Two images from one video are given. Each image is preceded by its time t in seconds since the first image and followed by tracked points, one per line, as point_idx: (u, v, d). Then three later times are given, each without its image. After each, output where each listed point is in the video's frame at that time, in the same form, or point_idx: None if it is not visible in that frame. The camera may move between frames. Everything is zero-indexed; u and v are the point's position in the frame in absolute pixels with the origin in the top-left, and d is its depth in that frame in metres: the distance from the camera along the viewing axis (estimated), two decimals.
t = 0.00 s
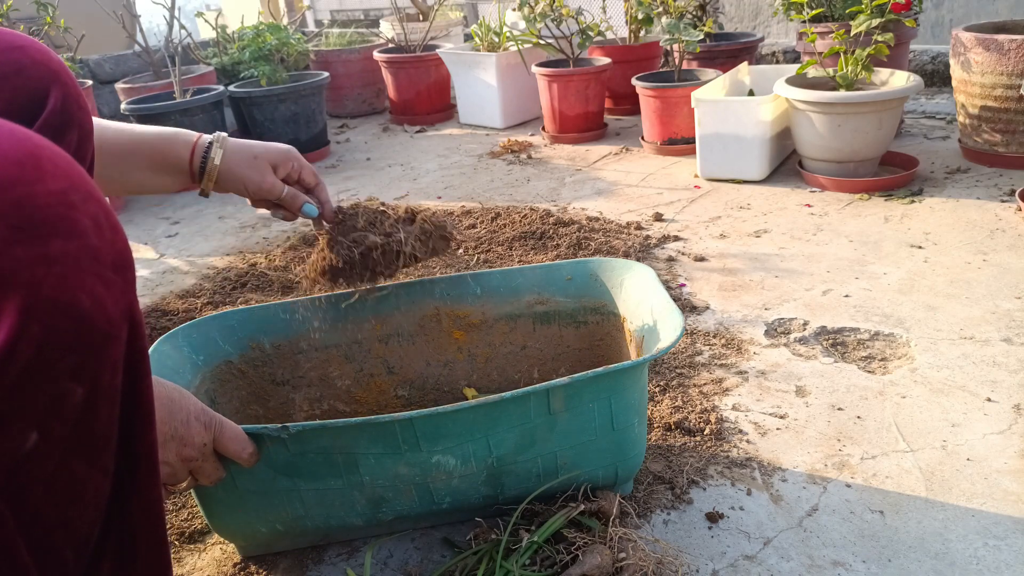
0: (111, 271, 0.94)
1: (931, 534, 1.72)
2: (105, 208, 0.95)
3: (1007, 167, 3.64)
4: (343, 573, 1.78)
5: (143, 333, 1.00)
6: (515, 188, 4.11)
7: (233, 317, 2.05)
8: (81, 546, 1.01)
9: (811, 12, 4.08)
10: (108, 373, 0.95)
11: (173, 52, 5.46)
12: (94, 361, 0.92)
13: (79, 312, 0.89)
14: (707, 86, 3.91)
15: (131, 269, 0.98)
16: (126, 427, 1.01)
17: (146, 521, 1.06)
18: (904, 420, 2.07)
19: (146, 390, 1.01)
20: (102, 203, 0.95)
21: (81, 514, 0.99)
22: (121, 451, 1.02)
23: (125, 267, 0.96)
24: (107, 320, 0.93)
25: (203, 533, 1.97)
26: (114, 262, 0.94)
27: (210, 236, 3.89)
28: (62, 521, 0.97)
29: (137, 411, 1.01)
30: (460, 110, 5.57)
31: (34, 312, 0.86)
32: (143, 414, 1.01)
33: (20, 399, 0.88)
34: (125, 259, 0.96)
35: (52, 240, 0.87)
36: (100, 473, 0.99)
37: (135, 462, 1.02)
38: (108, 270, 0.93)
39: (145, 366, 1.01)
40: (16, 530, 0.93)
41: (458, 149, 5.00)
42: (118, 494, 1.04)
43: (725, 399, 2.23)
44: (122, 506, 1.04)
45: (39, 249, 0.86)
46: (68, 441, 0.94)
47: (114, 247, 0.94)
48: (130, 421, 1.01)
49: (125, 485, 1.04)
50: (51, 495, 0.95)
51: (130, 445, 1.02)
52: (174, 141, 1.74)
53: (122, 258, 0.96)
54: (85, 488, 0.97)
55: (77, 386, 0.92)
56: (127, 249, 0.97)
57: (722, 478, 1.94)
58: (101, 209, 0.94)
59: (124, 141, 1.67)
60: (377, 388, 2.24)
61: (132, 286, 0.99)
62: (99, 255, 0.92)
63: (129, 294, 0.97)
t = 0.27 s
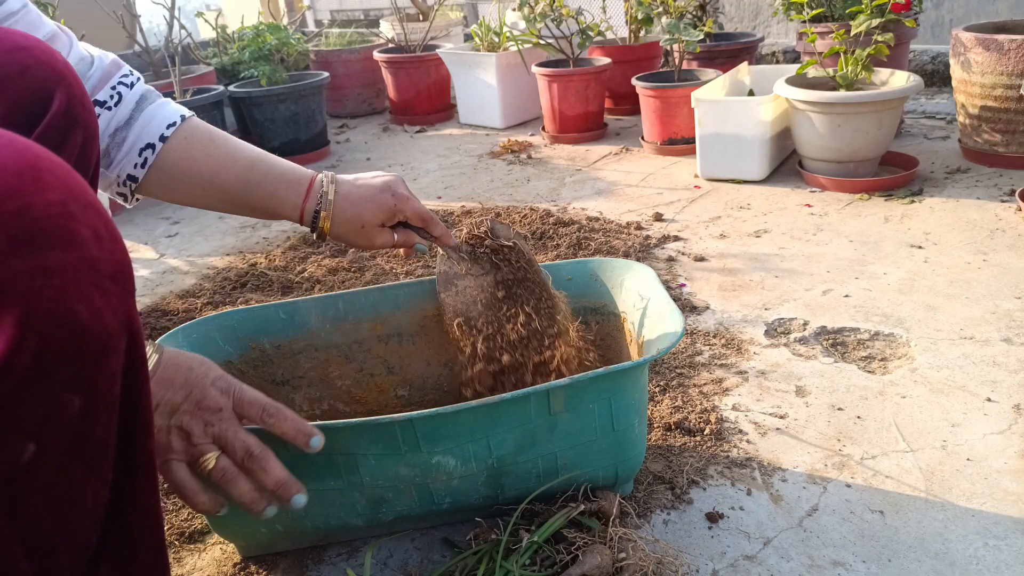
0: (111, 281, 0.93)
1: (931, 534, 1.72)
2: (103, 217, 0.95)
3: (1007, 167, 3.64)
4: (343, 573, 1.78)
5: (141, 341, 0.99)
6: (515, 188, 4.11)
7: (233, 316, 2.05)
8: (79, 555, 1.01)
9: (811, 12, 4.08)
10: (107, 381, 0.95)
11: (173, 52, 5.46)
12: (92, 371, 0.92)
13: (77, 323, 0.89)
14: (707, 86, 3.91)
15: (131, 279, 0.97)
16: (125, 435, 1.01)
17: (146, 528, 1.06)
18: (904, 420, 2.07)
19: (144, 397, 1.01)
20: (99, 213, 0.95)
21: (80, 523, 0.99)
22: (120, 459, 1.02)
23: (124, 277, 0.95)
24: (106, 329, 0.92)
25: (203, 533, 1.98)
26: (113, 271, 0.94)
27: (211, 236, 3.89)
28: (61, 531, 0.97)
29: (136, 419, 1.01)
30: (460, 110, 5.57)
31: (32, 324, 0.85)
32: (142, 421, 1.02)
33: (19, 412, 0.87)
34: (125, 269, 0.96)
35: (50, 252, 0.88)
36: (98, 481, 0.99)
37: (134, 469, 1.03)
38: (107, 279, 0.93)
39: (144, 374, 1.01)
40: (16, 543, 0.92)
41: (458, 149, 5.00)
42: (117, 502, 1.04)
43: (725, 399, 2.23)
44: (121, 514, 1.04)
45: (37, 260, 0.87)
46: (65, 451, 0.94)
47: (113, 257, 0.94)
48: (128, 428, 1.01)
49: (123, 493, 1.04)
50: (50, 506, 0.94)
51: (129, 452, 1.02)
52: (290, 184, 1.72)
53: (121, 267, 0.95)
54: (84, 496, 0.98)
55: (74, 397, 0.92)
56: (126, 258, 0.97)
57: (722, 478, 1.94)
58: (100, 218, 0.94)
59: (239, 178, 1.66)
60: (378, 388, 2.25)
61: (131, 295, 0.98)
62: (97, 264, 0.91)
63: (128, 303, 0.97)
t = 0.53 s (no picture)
0: (127, 281, 1.00)
1: (932, 534, 1.72)
2: (125, 221, 1.00)
3: (1007, 167, 3.64)
4: (343, 573, 1.78)
5: (155, 345, 1.06)
6: (515, 188, 4.11)
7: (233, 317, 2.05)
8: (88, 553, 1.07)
9: (811, 12, 4.08)
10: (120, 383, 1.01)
11: (173, 52, 5.46)
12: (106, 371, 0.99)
13: (93, 323, 0.96)
14: (707, 86, 3.91)
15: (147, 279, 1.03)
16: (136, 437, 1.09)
17: (152, 530, 1.12)
18: (904, 420, 2.07)
19: (154, 401, 1.08)
20: (121, 217, 1.00)
21: (91, 520, 1.05)
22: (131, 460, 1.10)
23: (141, 278, 1.01)
24: (121, 330, 0.99)
25: (203, 534, 1.98)
26: (129, 271, 0.99)
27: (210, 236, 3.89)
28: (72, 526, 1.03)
29: (146, 421, 1.08)
30: (460, 110, 5.57)
31: (50, 323, 0.93)
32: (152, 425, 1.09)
33: (37, 407, 0.94)
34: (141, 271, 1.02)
35: (68, 252, 0.94)
36: (109, 481, 1.06)
37: (143, 469, 1.10)
38: (123, 279, 0.98)
39: (155, 378, 1.08)
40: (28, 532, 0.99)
41: (458, 149, 5.00)
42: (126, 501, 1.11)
43: (725, 399, 2.23)
44: (131, 513, 1.11)
45: (56, 260, 0.93)
46: (79, 448, 1.01)
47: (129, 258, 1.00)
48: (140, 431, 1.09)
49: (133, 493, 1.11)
50: (62, 501, 1.01)
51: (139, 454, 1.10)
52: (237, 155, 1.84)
53: (137, 268, 1.01)
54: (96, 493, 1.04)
55: (89, 396, 0.99)
56: (142, 260, 1.02)
57: (722, 478, 1.94)
58: (122, 222, 0.99)
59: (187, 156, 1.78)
60: (378, 388, 2.26)
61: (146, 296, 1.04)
62: (114, 266, 0.97)
63: (143, 305, 1.03)
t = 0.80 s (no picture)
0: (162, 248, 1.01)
1: (931, 534, 1.72)
2: (155, 189, 1.04)
3: (1007, 167, 3.64)
4: (343, 573, 1.78)
5: (181, 308, 1.07)
6: (515, 188, 4.11)
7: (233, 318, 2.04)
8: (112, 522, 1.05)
9: (811, 12, 4.08)
10: (155, 346, 1.01)
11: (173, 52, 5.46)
12: (146, 332, 0.99)
13: (134, 280, 0.96)
14: (707, 86, 3.90)
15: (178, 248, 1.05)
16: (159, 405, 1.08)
17: (170, 502, 1.11)
18: (904, 420, 2.07)
19: (177, 368, 1.08)
20: (152, 185, 1.03)
21: (118, 486, 1.03)
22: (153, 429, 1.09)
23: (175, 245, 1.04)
24: (159, 291, 1.00)
25: (203, 533, 1.97)
26: (164, 239, 1.01)
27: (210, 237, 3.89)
28: (100, 492, 1.01)
29: (172, 389, 1.08)
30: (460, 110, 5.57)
31: (96, 277, 0.93)
32: (176, 394, 1.09)
33: (81, 362, 0.93)
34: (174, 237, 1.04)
35: (112, 211, 0.96)
36: (138, 446, 1.04)
37: (166, 438, 1.09)
38: (159, 246, 1.00)
39: (180, 343, 1.08)
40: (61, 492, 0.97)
41: (458, 149, 5.00)
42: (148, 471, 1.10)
43: (725, 399, 2.23)
44: (151, 484, 1.10)
45: (100, 217, 0.95)
46: (115, 409, 0.99)
47: (164, 226, 1.02)
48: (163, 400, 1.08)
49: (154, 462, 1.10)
50: (96, 462, 0.99)
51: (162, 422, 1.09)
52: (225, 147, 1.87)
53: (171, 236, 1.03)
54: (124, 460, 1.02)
55: (129, 353, 0.98)
56: (173, 229, 1.04)
57: (723, 478, 1.94)
58: (153, 190, 1.02)
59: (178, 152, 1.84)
60: (377, 388, 2.26)
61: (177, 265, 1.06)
62: (151, 229, 0.99)
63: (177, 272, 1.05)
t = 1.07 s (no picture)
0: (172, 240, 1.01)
1: (932, 534, 1.72)
2: (166, 184, 1.03)
3: (1007, 167, 3.64)
4: (343, 573, 1.78)
5: (191, 302, 1.07)
6: (515, 188, 4.11)
7: (233, 317, 2.04)
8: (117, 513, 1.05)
9: (811, 12, 4.08)
10: (165, 339, 1.01)
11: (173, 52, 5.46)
12: (156, 325, 0.99)
13: (145, 272, 0.96)
14: (707, 86, 3.90)
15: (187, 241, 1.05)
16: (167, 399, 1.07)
17: (176, 494, 1.12)
18: (904, 420, 2.07)
19: (187, 363, 1.07)
20: (162, 178, 1.03)
21: (126, 477, 1.03)
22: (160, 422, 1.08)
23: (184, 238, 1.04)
24: (169, 285, 1.00)
25: (203, 534, 1.97)
26: (174, 232, 1.01)
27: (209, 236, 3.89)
28: (106, 482, 1.01)
29: (180, 383, 1.07)
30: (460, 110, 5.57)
31: (108, 270, 0.93)
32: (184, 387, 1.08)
33: (93, 354, 0.93)
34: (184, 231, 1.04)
35: (123, 203, 0.96)
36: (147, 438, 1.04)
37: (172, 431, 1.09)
38: (169, 238, 1.00)
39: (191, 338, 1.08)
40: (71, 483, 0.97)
41: (458, 149, 5.00)
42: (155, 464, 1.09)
43: (725, 399, 2.23)
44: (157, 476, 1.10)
45: (112, 210, 0.95)
46: (125, 401, 0.99)
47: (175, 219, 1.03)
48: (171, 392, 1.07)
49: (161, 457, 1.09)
50: (105, 453, 0.99)
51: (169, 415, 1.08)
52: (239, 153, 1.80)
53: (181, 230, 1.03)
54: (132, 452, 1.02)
55: (140, 346, 0.98)
56: (183, 223, 1.04)
57: (722, 478, 1.94)
58: (163, 182, 1.02)
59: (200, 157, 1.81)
60: (377, 388, 2.25)
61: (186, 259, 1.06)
62: (162, 222, 0.99)
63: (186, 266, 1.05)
